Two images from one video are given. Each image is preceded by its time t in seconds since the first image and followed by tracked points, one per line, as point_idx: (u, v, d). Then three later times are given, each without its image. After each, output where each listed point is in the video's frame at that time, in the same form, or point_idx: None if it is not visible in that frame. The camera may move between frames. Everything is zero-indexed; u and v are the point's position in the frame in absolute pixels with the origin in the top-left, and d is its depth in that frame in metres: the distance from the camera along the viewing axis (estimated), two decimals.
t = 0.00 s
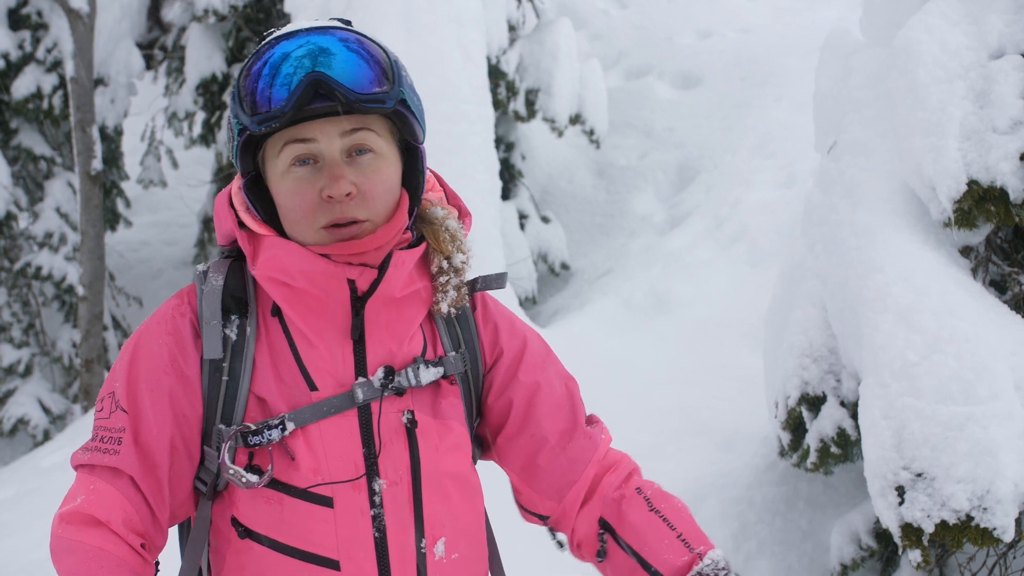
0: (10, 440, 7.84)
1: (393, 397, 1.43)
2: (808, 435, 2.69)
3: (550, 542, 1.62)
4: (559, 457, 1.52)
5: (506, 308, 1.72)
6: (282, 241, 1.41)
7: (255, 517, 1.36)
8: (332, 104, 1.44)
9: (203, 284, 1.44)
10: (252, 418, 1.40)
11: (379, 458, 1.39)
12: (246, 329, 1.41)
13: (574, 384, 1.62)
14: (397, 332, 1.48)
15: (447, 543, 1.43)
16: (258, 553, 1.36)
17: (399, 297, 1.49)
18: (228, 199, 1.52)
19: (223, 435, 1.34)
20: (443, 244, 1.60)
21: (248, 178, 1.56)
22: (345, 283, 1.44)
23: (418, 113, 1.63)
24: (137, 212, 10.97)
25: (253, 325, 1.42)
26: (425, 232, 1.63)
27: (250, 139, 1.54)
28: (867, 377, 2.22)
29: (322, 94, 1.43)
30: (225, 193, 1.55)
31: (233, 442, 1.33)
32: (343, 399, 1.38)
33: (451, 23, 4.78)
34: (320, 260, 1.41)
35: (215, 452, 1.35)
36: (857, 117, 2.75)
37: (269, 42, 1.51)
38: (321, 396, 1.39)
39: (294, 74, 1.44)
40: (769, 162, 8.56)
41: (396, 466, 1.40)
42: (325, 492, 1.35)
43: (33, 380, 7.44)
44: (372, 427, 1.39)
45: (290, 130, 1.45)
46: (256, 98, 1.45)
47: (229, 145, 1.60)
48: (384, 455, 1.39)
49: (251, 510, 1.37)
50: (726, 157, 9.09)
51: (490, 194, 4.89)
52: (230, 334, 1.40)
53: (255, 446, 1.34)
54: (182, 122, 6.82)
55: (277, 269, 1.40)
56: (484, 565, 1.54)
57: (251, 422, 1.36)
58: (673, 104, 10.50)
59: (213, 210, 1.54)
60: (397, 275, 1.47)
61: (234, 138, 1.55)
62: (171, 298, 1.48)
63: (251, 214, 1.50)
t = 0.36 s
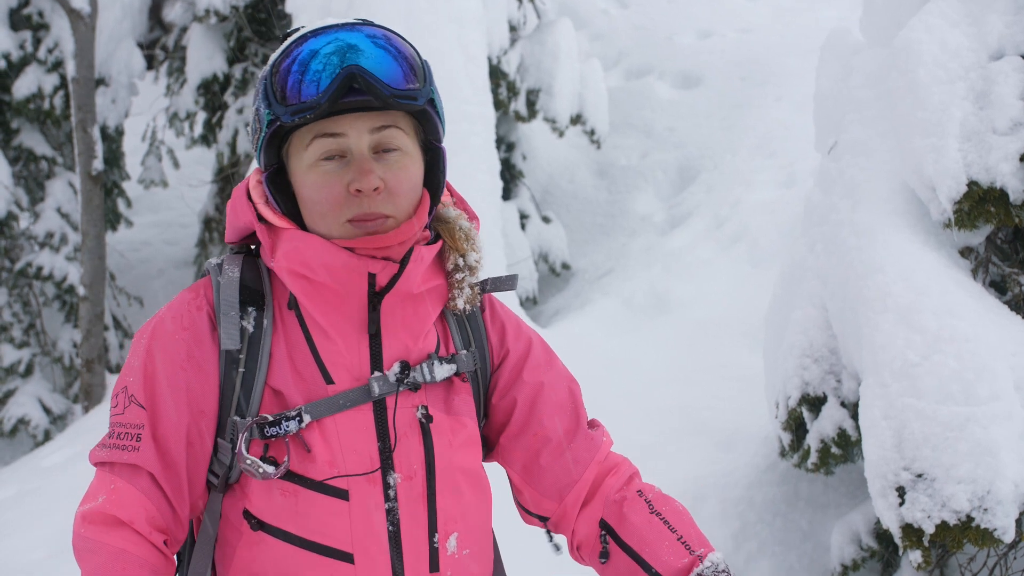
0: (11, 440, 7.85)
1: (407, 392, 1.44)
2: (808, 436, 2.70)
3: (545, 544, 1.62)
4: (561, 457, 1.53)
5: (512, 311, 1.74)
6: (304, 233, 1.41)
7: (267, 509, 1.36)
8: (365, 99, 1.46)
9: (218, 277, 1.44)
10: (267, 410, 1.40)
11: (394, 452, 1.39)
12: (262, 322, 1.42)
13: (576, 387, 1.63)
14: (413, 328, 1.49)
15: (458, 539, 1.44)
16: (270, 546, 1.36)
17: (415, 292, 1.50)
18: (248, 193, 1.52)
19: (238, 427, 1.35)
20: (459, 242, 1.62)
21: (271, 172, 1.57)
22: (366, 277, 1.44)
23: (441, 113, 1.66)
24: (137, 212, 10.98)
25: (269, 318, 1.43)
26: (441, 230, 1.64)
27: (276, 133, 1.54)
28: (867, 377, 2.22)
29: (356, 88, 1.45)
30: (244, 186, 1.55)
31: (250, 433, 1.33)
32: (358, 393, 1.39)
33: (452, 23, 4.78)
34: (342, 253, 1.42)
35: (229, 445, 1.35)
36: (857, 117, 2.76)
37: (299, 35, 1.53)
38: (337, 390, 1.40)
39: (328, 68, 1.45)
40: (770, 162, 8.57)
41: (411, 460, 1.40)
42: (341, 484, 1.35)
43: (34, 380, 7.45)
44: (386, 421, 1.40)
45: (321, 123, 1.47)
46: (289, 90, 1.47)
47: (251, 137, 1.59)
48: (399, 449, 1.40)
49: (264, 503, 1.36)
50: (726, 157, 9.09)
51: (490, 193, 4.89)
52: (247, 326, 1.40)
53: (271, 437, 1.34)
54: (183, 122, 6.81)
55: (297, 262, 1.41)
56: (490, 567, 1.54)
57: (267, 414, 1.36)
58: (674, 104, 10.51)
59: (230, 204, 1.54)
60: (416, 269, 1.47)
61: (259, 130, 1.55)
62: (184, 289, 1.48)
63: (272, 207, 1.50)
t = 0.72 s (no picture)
0: (12, 440, 7.86)
1: (415, 394, 1.45)
2: (809, 436, 2.70)
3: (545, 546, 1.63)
4: (559, 459, 1.53)
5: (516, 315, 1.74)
6: (311, 240, 1.42)
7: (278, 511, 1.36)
8: (371, 109, 1.46)
9: (228, 282, 1.44)
10: (277, 414, 1.41)
11: (404, 454, 1.40)
12: (272, 326, 1.42)
13: (577, 391, 1.63)
14: (419, 331, 1.49)
15: (467, 539, 1.44)
16: (282, 548, 1.36)
17: (422, 296, 1.50)
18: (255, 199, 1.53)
19: (248, 430, 1.35)
20: (465, 249, 1.61)
21: (279, 178, 1.58)
22: (371, 283, 1.45)
23: (447, 120, 1.66)
24: (139, 211, 11.00)
25: (278, 322, 1.43)
26: (448, 236, 1.64)
27: (283, 141, 1.55)
28: (868, 377, 2.22)
29: (361, 99, 1.45)
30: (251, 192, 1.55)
31: (260, 437, 1.34)
32: (367, 396, 1.40)
33: (452, 23, 4.78)
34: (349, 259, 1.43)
35: (239, 448, 1.35)
36: (858, 117, 2.75)
37: (305, 44, 1.52)
38: (347, 393, 1.41)
39: (335, 79, 1.46)
40: (770, 162, 8.57)
41: (420, 461, 1.41)
42: (351, 486, 1.35)
43: (35, 380, 7.45)
44: (395, 423, 1.41)
45: (327, 133, 1.47)
46: (296, 100, 1.47)
47: (260, 145, 1.60)
48: (407, 451, 1.40)
49: (274, 504, 1.36)
50: (727, 157, 9.08)
51: (491, 193, 4.89)
52: (256, 331, 1.41)
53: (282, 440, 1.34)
54: (184, 122, 6.80)
55: (305, 267, 1.42)
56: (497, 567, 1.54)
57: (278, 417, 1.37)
58: (675, 104, 10.50)
59: (237, 209, 1.55)
60: (421, 273, 1.47)
61: (266, 138, 1.56)
62: (194, 293, 1.48)
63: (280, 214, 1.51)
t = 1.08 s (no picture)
0: (13, 439, 7.86)
1: (423, 400, 1.45)
2: (810, 436, 2.70)
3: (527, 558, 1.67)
4: (533, 480, 1.56)
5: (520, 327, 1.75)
6: (319, 250, 1.43)
7: (289, 516, 1.36)
8: (380, 123, 1.46)
9: (236, 290, 1.44)
10: (285, 421, 1.41)
11: (412, 459, 1.41)
12: (278, 334, 1.42)
13: (564, 412, 1.63)
14: (425, 337, 1.50)
15: (475, 543, 1.45)
16: (293, 554, 1.36)
17: (428, 303, 1.51)
18: (265, 206, 1.54)
19: (257, 438, 1.35)
20: (473, 261, 1.61)
21: (288, 186, 1.58)
22: (379, 291, 1.45)
23: (457, 133, 1.65)
24: (140, 211, 11.01)
25: (285, 330, 1.43)
26: (456, 247, 1.64)
27: (293, 150, 1.55)
28: (869, 377, 2.22)
29: (371, 112, 1.45)
30: (262, 198, 1.56)
31: (269, 444, 1.35)
32: (375, 402, 1.40)
33: (454, 24, 4.78)
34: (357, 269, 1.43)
35: (247, 455, 1.35)
36: (859, 117, 2.76)
37: (317, 56, 1.53)
38: (355, 400, 1.41)
39: (344, 91, 1.46)
40: (770, 162, 8.58)
41: (428, 467, 1.42)
42: (360, 491, 1.36)
43: (36, 380, 7.46)
44: (403, 429, 1.41)
45: (336, 144, 1.47)
46: (305, 111, 1.47)
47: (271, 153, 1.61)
48: (415, 457, 1.41)
49: (285, 509, 1.37)
50: (728, 157, 9.08)
51: (492, 193, 4.89)
52: (263, 338, 1.41)
53: (291, 447, 1.35)
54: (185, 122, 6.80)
55: (314, 275, 1.42)
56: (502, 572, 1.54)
57: (287, 424, 1.38)
58: (675, 104, 10.51)
59: (247, 214, 1.56)
60: (429, 281, 1.49)
61: (277, 146, 1.56)
62: (203, 300, 1.49)
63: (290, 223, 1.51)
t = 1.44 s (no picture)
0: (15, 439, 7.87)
1: (422, 399, 1.45)
2: (811, 437, 2.70)
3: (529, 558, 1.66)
4: (533, 479, 1.56)
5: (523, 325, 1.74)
6: (318, 249, 1.43)
7: (286, 515, 1.37)
8: (378, 124, 1.46)
9: (235, 289, 1.44)
10: (284, 420, 1.41)
11: (410, 459, 1.41)
12: (278, 332, 1.43)
13: (565, 412, 1.62)
14: (426, 337, 1.50)
15: (474, 544, 1.45)
16: (291, 553, 1.36)
17: (428, 303, 1.51)
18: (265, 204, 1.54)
19: (256, 436, 1.35)
20: (476, 262, 1.61)
21: (289, 182, 1.58)
22: (379, 291, 1.46)
23: (461, 134, 1.64)
24: (141, 211, 11.03)
25: (284, 329, 1.43)
26: (458, 247, 1.64)
27: (293, 146, 1.56)
28: (870, 378, 2.22)
29: (369, 113, 1.45)
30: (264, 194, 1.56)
31: (268, 442, 1.35)
32: (374, 401, 1.40)
33: (456, 24, 4.78)
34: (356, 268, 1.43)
35: (246, 454, 1.35)
36: (861, 117, 2.76)
37: (319, 52, 1.53)
38: (354, 399, 1.41)
39: (345, 89, 1.46)
40: (772, 162, 8.59)
41: (427, 467, 1.42)
42: (358, 491, 1.36)
43: (38, 379, 7.47)
44: (402, 428, 1.42)
45: (335, 143, 1.47)
46: (306, 107, 1.48)
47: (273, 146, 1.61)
48: (414, 456, 1.41)
49: (283, 509, 1.37)
50: (730, 157, 9.08)
51: (493, 193, 4.89)
52: (263, 337, 1.41)
53: (290, 446, 1.36)
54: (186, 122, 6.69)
55: (313, 274, 1.43)
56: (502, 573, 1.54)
57: (285, 423, 1.38)
58: (677, 104, 10.51)
59: (247, 212, 1.56)
60: (428, 281, 1.49)
61: (279, 140, 1.57)
62: (202, 299, 1.49)
63: (290, 220, 1.52)
